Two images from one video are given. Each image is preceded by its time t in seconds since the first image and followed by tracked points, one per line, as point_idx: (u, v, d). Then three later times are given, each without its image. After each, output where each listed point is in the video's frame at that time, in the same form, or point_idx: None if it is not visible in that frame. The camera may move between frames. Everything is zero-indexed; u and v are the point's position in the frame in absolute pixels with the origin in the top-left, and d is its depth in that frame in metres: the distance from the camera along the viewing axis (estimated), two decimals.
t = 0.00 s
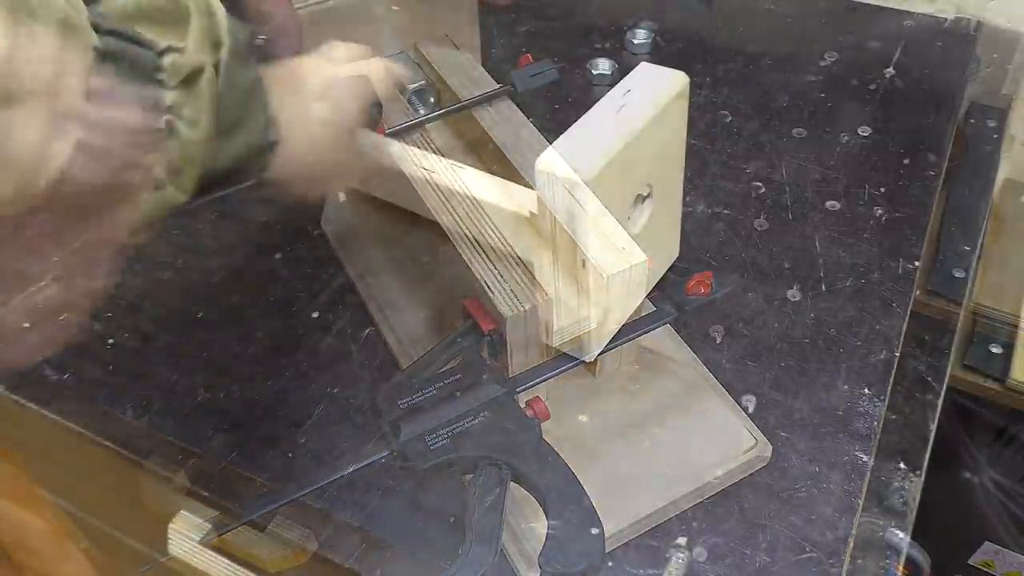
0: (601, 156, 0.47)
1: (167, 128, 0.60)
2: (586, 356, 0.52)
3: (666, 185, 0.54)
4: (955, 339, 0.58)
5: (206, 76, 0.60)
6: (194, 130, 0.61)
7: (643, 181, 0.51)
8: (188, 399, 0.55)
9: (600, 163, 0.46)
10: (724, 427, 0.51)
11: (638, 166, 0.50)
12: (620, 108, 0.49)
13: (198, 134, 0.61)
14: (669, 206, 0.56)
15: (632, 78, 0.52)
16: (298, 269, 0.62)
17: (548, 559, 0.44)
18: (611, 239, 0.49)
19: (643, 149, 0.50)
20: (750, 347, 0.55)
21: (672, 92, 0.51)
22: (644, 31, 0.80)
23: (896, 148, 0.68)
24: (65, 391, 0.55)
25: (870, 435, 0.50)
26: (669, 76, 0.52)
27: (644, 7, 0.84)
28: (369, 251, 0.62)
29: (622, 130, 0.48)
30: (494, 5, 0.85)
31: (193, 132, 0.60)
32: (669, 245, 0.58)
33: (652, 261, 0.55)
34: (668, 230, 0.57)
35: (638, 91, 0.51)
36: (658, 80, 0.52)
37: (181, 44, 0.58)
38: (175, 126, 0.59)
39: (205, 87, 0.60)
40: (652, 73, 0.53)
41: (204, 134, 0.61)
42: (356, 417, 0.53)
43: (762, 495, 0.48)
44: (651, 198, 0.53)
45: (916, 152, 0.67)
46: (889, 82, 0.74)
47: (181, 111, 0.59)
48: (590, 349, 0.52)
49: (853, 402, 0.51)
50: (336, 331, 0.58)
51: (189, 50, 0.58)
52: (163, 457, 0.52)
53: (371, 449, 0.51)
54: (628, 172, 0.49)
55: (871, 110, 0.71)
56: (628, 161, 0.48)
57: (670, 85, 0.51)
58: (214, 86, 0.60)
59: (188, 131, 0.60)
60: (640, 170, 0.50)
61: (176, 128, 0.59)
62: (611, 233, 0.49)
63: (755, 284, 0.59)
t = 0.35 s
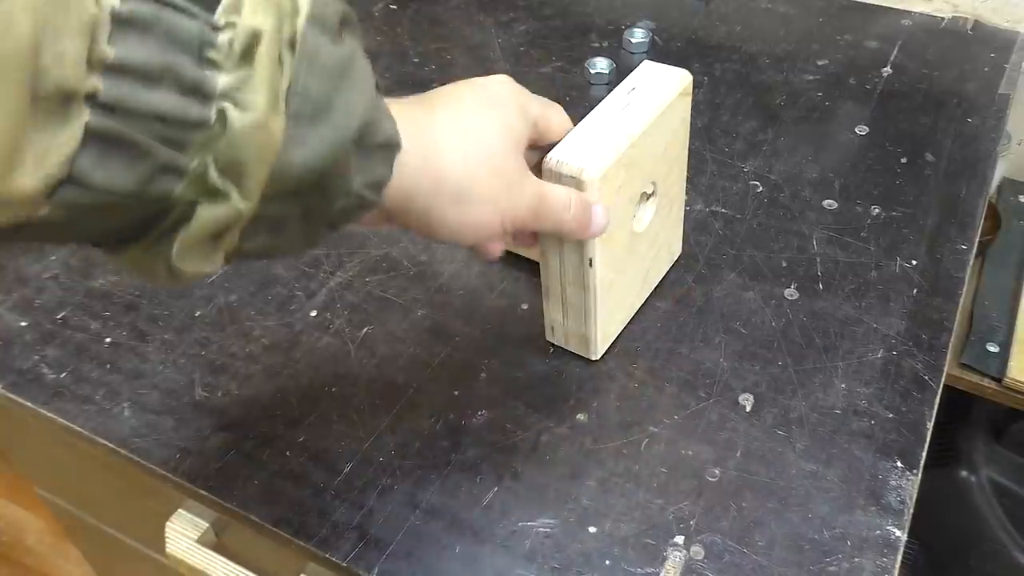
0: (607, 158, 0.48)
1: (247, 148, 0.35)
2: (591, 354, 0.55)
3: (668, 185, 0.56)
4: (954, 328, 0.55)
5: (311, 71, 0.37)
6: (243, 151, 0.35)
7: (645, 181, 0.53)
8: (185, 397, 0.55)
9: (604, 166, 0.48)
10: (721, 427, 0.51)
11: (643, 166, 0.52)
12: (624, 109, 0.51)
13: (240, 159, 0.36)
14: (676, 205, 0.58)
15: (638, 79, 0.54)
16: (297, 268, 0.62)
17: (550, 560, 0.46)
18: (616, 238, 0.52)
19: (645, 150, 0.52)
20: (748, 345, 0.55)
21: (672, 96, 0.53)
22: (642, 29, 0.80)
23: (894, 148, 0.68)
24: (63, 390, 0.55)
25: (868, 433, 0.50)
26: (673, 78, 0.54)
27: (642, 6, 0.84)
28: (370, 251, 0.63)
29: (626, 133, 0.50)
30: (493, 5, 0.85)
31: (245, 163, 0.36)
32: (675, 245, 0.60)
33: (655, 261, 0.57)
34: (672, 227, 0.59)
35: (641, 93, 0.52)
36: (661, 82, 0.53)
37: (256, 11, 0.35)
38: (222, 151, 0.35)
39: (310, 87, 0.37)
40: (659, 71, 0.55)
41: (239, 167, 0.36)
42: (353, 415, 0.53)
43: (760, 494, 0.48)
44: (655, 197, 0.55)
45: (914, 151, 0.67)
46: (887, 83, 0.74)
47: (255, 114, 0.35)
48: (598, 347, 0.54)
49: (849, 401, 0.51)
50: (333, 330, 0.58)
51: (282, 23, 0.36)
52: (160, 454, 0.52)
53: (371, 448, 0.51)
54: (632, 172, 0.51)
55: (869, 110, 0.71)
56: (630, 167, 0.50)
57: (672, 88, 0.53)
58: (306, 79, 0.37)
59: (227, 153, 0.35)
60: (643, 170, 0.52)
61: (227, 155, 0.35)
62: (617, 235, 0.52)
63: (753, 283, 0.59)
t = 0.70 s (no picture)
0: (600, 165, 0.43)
1: (274, 164, 0.33)
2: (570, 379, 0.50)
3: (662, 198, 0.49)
4: (949, 325, 0.55)
5: (338, 75, 0.34)
6: (267, 168, 0.33)
7: (638, 193, 0.46)
8: (181, 396, 0.54)
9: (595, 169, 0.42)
10: (716, 424, 0.51)
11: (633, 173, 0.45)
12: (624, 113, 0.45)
13: (266, 178, 0.33)
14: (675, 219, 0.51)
15: (638, 83, 0.47)
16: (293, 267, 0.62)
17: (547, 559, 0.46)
18: (601, 253, 0.46)
19: (640, 162, 0.46)
20: (744, 343, 0.55)
21: (675, 105, 0.46)
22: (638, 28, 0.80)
23: (890, 146, 0.68)
24: (59, 388, 0.55)
25: (863, 430, 0.50)
26: (675, 81, 0.47)
27: (638, 4, 0.84)
28: (366, 249, 0.63)
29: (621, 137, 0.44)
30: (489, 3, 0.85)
31: (267, 179, 0.33)
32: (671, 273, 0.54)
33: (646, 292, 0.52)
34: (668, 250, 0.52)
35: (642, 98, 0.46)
36: (664, 87, 0.47)
37: (280, 16, 0.32)
38: (247, 170, 0.33)
39: (337, 93, 0.34)
40: (658, 75, 0.48)
41: (261, 187, 0.33)
42: (349, 414, 0.53)
43: (756, 492, 0.48)
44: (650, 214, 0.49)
45: (909, 150, 0.67)
46: (883, 82, 0.74)
47: (278, 126, 0.32)
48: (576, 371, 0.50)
49: (844, 399, 0.52)
50: (329, 329, 0.58)
51: (307, 26, 0.33)
52: (156, 452, 0.52)
53: (368, 447, 0.51)
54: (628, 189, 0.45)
55: (865, 109, 0.71)
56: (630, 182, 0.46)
57: (675, 94, 0.47)
58: (333, 84, 0.34)
59: (252, 172, 0.33)
60: (639, 186, 0.46)
61: (254, 175, 0.33)
62: (604, 250, 0.46)
63: (748, 282, 0.59)
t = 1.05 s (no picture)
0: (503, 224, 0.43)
1: (71, 205, 0.35)
2: (475, 416, 0.52)
3: (620, 284, 0.48)
4: (945, 324, 0.55)
5: (150, 125, 0.36)
6: (80, 211, 0.35)
7: (569, 268, 0.46)
8: (178, 394, 0.54)
9: (495, 227, 0.43)
10: (713, 422, 0.51)
11: (562, 248, 0.45)
12: (577, 186, 0.45)
13: (80, 218, 0.35)
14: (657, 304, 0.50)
15: (627, 162, 0.46)
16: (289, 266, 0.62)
17: (544, 558, 0.46)
18: (496, 310, 0.46)
19: (574, 239, 0.45)
20: (740, 342, 0.55)
21: (643, 195, 0.45)
22: (635, 26, 0.80)
23: (886, 145, 0.68)
24: (56, 387, 0.55)
25: (859, 429, 0.50)
26: (661, 171, 0.46)
27: (635, 3, 0.84)
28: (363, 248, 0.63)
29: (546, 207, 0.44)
30: (486, 2, 0.85)
31: (81, 220, 0.35)
32: (648, 359, 0.53)
33: (587, 363, 0.51)
34: (648, 331, 0.51)
35: (608, 178, 0.45)
36: (644, 175, 0.45)
37: (79, 62, 0.35)
38: (60, 212, 0.35)
39: (142, 139, 0.36)
40: (646, 163, 0.46)
41: (84, 225, 0.35)
42: (345, 412, 0.53)
43: (752, 490, 0.48)
44: (595, 293, 0.49)
45: (905, 149, 0.67)
46: (879, 81, 0.74)
47: (69, 171, 0.34)
48: (480, 412, 0.51)
49: (840, 397, 0.52)
50: (326, 328, 0.58)
51: (112, 72, 0.35)
52: (152, 451, 0.51)
53: (364, 445, 0.51)
54: (540, 257, 0.45)
55: (861, 108, 0.71)
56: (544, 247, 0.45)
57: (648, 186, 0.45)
58: (137, 128, 0.36)
59: (67, 214, 0.35)
60: (565, 259, 0.46)
61: (61, 215, 0.35)
62: (503, 304, 0.46)
63: (745, 280, 0.59)
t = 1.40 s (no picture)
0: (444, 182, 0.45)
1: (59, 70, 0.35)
2: (424, 364, 0.54)
3: (566, 260, 0.50)
4: (942, 323, 0.55)
5: None
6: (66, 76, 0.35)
7: (510, 237, 0.48)
8: (176, 393, 0.54)
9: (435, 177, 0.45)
10: (711, 421, 0.51)
11: (503, 216, 0.47)
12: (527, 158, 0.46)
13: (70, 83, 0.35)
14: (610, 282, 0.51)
15: (584, 140, 0.47)
16: (286, 265, 0.62)
17: (541, 557, 0.46)
18: (436, 264, 0.49)
19: (515, 208, 0.47)
20: (738, 342, 0.55)
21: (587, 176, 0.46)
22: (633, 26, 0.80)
23: (883, 144, 0.68)
24: (53, 386, 0.55)
25: (856, 428, 0.50)
26: (612, 149, 0.47)
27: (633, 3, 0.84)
28: (361, 248, 0.63)
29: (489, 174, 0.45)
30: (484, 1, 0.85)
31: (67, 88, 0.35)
32: (601, 339, 0.54)
33: (535, 334, 0.53)
34: (604, 306, 0.52)
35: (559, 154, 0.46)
36: (593, 159, 0.46)
37: None
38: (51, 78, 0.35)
39: (112, 8, 0.36)
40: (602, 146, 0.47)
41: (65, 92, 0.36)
42: (344, 411, 0.53)
43: (750, 489, 0.48)
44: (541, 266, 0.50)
45: (902, 148, 0.68)
46: (877, 80, 0.74)
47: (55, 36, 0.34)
48: (427, 364, 0.54)
49: (838, 396, 0.52)
50: (324, 327, 0.58)
51: None
52: (150, 450, 0.51)
53: (362, 444, 0.51)
54: (480, 221, 0.47)
55: (859, 107, 0.71)
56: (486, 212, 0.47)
57: (592, 169, 0.46)
58: None
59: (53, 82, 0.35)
60: (506, 225, 0.48)
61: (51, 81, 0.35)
62: (440, 262, 0.49)
63: (743, 279, 0.59)
